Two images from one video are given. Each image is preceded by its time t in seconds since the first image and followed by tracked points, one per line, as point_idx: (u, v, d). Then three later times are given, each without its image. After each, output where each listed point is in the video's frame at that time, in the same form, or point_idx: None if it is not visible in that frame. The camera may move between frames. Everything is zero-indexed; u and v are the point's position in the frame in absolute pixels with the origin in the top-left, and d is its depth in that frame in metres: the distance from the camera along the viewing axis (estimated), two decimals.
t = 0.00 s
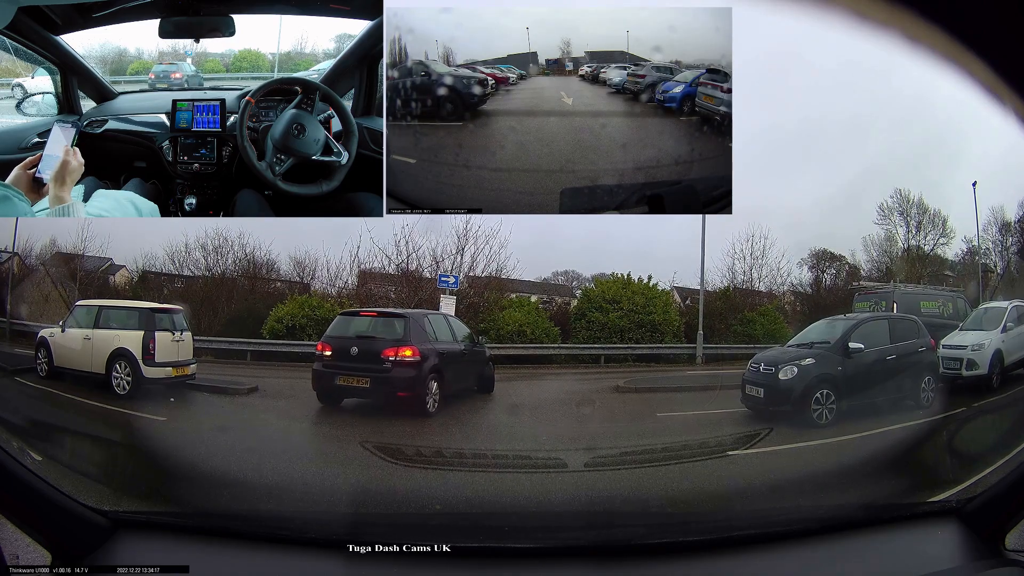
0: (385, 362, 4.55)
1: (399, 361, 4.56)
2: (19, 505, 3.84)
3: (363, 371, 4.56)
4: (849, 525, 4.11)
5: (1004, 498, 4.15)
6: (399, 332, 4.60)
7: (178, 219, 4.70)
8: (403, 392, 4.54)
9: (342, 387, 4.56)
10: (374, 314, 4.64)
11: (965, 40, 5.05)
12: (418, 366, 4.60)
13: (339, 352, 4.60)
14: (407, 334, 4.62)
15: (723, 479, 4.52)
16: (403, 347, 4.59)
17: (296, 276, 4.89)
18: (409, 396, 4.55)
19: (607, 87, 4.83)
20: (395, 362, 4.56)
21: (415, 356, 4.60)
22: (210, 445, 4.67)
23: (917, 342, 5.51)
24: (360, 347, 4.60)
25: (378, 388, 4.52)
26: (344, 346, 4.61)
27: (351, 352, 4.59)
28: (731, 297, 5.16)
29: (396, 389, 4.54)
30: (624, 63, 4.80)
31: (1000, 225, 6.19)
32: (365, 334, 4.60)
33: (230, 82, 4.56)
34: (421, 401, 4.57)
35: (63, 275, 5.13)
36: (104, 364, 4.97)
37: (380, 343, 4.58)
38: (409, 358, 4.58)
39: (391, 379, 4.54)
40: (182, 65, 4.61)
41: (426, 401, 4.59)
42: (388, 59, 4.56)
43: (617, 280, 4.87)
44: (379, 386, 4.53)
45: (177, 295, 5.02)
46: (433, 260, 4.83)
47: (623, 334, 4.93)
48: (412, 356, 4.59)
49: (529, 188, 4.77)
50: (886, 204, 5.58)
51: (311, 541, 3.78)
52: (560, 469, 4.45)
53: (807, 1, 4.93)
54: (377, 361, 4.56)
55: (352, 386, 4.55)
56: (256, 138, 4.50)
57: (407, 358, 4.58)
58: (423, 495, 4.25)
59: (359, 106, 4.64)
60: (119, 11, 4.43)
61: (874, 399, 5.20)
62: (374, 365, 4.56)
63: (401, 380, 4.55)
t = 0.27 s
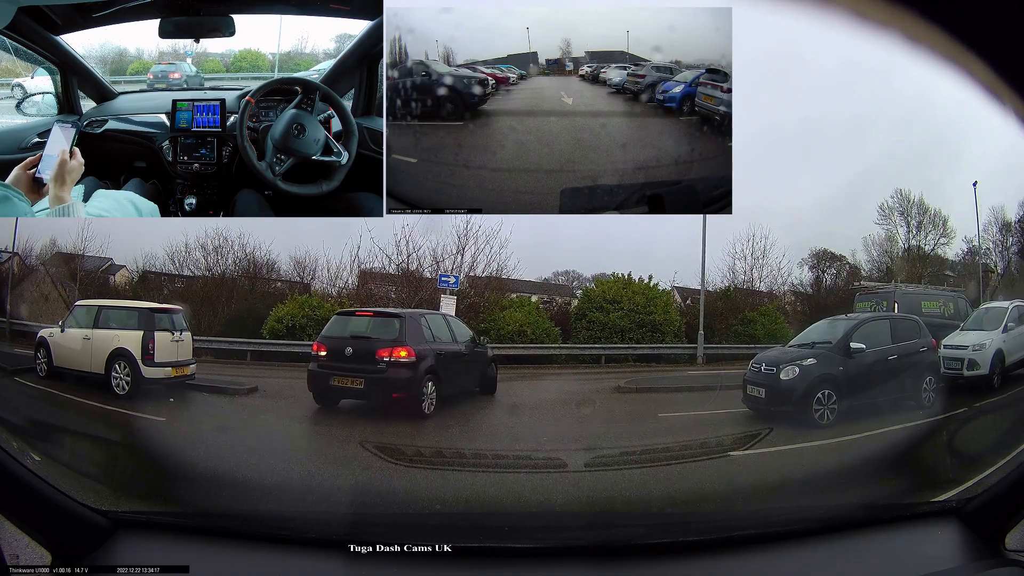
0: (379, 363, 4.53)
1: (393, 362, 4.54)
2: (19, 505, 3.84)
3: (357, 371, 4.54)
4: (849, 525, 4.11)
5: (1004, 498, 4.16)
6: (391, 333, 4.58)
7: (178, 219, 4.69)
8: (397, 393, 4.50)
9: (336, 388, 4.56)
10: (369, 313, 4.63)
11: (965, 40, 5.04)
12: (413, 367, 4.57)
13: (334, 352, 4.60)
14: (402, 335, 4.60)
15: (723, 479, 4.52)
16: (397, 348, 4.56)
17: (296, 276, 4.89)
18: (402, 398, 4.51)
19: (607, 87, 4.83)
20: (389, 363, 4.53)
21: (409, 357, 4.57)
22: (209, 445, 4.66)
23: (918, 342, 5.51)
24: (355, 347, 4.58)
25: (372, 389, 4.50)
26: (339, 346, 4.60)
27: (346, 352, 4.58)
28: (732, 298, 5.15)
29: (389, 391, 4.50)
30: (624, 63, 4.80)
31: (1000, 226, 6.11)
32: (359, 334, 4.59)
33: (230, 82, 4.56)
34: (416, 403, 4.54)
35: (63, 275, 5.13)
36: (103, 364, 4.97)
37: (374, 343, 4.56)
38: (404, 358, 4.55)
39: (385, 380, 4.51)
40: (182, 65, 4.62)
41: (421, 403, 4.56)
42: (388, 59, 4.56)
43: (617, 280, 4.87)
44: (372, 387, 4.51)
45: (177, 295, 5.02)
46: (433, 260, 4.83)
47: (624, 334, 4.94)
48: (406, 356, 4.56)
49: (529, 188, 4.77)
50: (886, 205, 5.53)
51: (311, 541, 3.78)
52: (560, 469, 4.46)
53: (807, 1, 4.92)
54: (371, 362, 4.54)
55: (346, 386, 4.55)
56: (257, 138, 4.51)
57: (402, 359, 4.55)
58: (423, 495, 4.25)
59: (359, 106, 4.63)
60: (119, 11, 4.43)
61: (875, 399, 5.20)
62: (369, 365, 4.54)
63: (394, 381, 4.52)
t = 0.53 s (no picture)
0: (373, 363, 4.52)
1: (387, 363, 4.51)
2: (20, 505, 3.85)
3: (350, 372, 4.53)
4: (847, 525, 4.12)
5: (1004, 498, 4.17)
6: (384, 333, 4.56)
7: (178, 219, 4.69)
8: (391, 394, 4.48)
9: (329, 389, 4.53)
10: (364, 313, 4.61)
11: (966, 40, 5.03)
12: (408, 368, 4.56)
13: (328, 352, 4.59)
14: (397, 334, 4.58)
15: (722, 480, 4.52)
16: (391, 348, 4.54)
17: (297, 276, 4.88)
18: (396, 400, 4.48)
19: (607, 86, 4.82)
20: (383, 363, 4.51)
21: (403, 357, 4.56)
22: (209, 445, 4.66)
23: (920, 342, 5.51)
24: (349, 347, 4.57)
25: (366, 390, 4.48)
26: (333, 346, 4.59)
27: (340, 352, 4.57)
28: (732, 298, 5.15)
29: (382, 392, 4.48)
30: (624, 63, 4.79)
31: (1000, 227, 6.07)
32: (354, 335, 4.57)
33: (230, 82, 4.56)
34: (410, 404, 4.51)
35: (63, 275, 5.13)
36: (102, 364, 4.97)
37: (368, 343, 4.55)
38: (398, 359, 4.54)
39: (378, 381, 4.49)
40: (182, 65, 4.63)
41: (415, 405, 4.53)
42: (388, 59, 4.56)
43: (618, 280, 4.87)
44: (366, 388, 4.48)
45: (177, 295, 5.01)
46: (433, 260, 4.83)
47: (624, 334, 4.93)
48: (401, 357, 4.55)
49: (530, 188, 4.77)
50: (886, 205, 5.50)
51: (311, 541, 3.79)
52: (559, 469, 4.45)
53: (806, 1, 4.92)
54: (365, 362, 4.53)
55: (340, 388, 4.52)
56: (256, 138, 4.50)
57: (396, 360, 4.53)
58: (423, 495, 4.25)
59: (359, 106, 4.63)
60: (119, 11, 4.43)
61: (876, 399, 5.18)
62: (362, 366, 4.52)
63: (388, 381, 4.50)
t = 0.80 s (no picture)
0: (367, 365, 4.51)
1: (380, 364, 4.51)
2: (20, 505, 3.85)
3: (344, 373, 4.52)
4: (846, 525, 4.13)
5: (1003, 499, 4.21)
6: (376, 334, 4.57)
7: (178, 219, 4.69)
8: (384, 396, 4.46)
9: (323, 391, 4.52)
10: (358, 313, 4.63)
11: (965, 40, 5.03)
12: (402, 368, 4.55)
13: (322, 353, 4.59)
14: (391, 335, 4.58)
15: (722, 480, 4.52)
16: (385, 349, 4.54)
17: (298, 277, 4.85)
18: (390, 402, 4.47)
19: (607, 86, 4.82)
20: (376, 365, 4.51)
21: (397, 359, 4.55)
22: (208, 445, 4.66)
23: (922, 342, 5.52)
24: (343, 348, 4.58)
25: (359, 392, 4.47)
26: (327, 347, 4.60)
27: (333, 353, 4.58)
28: (733, 298, 5.13)
29: (376, 394, 4.46)
30: (624, 63, 4.79)
31: (1000, 227, 6.04)
32: (347, 336, 4.58)
33: (230, 82, 4.56)
34: (406, 406, 4.49)
35: (63, 275, 5.11)
36: (101, 364, 4.97)
37: (361, 344, 4.55)
38: (392, 360, 4.53)
39: (372, 382, 4.48)
40: (182, 65, 4.62)
41: (411, 407, 4.51)
42: (388, 59, 4.56)
43: (619, 280, 4.88)
44: (359, 390, 4.47)
45: (178, 295, 5.00)
46: (434, 260, 4.81)
47: (626, 334, 4.91)
48: (394, 359, 4.54)
49: (530, 188, 4.77)
50: (887, 205, 5.47)
51: (314, 541, 3.87)
52: (559, 469, 4.45)
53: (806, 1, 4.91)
54: (359, 364, 4.52)
55: (333, 390, 4.51)
56: (256, 138, 4.51)
57: (390, 361, 4.53)
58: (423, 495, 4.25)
59: (359, 106, 4.66)
60: (119, 12, 4.43)
61: (877, 400, 5.17)
62: (356, 367, 4.52)
63: (381, 383, 4.48)
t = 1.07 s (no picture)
0: (359, 366, 4.50)
1: (372, 366, 4.49)
2: (19, 505, 3.85)
3: (336, 375, 4.52)
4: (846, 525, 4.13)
5: (1004, 497, 4.18)
6: (368, 334, 4.56)
7: (178, 219, 4.70)
8: (378, 399, 4.47)
9: (315, 394, 4.53)
10: (353, 313, 4.64)
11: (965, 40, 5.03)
12: (396, 370, 4.53)
13: (315, 354, 4.58)
14: (385, 336, 4.55)
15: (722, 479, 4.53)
16: (378, 350, 4.51)
17: (298, 278, 4.92)
18: (384, 405, 4.47)
19: (607, 86, 4.82)
20: (369, 367, 4.49)
21: (391, 360, 4.52)
22: (208, 445, 4.66)
23: (921, 343, 5.60)
24: (336, 349, 4.56)
25: (352, 395, 4.47)
26: (320, 348, 4.58)
27: (326, 355, 4.56)
28: (736, 297, 5.20)
29: (369, 397, 4.46)
30: (624, 63, 4.79)
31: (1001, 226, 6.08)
32: (340, 337, 4.57)
33: (230, 82, 4.57)
34: (401, 410, 4.50)
35: (63, 275, 5.24)
36: (100, 365, 4.97)
37: (353, 346, 4.53)
38: (386, 362, 4.51)
39: (365, 385, 4.47)
40: (183, 65, 4.61)
41: (406, 411, 4.52)
42: (388, 59, 4.56)
43: (621, 281, 4.89)
44: (352, 393, 4.48)
45: (177, 296, 5.06)
46: (435, 261, 4.85)
47: (628, 334, 4.95)
48: (387, 360, 4.51)
49: (530, 188, 4.76)
50: (890, 205, 5.46)
51: (313, 540, 3.84)
52: (560, 469, 4.45)
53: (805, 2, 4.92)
54: (352, 366, 4.52)
55: (326, 392, 4.51)
56: (256, 138, 4.51)
57: (383, 363, 4.50)
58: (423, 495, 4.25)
59: (359, 106, 4.63)
60: (119, 12, 4.43)
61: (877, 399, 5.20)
62: (349, 369, 4.51)
63: (374, 385, 4.48)
